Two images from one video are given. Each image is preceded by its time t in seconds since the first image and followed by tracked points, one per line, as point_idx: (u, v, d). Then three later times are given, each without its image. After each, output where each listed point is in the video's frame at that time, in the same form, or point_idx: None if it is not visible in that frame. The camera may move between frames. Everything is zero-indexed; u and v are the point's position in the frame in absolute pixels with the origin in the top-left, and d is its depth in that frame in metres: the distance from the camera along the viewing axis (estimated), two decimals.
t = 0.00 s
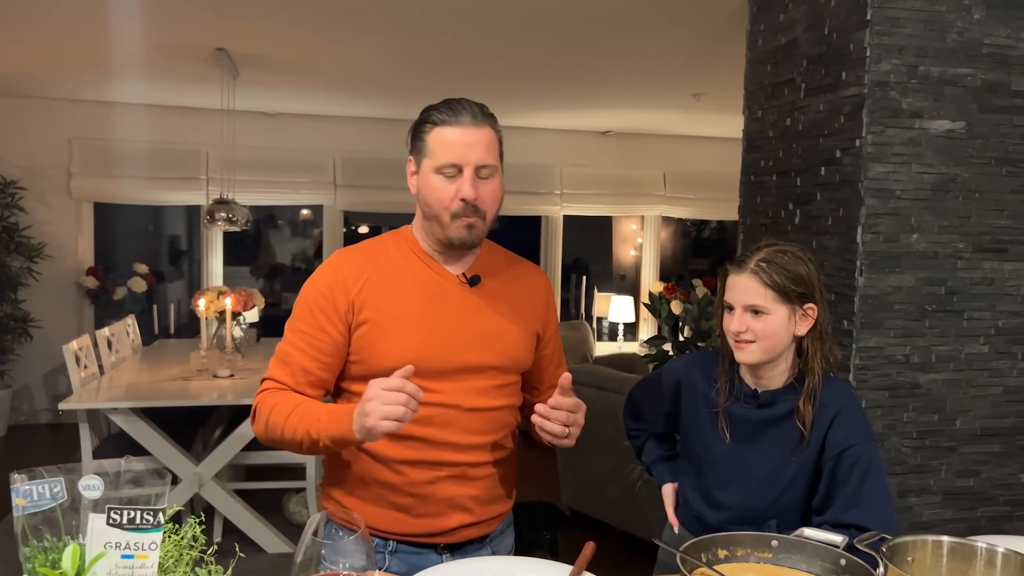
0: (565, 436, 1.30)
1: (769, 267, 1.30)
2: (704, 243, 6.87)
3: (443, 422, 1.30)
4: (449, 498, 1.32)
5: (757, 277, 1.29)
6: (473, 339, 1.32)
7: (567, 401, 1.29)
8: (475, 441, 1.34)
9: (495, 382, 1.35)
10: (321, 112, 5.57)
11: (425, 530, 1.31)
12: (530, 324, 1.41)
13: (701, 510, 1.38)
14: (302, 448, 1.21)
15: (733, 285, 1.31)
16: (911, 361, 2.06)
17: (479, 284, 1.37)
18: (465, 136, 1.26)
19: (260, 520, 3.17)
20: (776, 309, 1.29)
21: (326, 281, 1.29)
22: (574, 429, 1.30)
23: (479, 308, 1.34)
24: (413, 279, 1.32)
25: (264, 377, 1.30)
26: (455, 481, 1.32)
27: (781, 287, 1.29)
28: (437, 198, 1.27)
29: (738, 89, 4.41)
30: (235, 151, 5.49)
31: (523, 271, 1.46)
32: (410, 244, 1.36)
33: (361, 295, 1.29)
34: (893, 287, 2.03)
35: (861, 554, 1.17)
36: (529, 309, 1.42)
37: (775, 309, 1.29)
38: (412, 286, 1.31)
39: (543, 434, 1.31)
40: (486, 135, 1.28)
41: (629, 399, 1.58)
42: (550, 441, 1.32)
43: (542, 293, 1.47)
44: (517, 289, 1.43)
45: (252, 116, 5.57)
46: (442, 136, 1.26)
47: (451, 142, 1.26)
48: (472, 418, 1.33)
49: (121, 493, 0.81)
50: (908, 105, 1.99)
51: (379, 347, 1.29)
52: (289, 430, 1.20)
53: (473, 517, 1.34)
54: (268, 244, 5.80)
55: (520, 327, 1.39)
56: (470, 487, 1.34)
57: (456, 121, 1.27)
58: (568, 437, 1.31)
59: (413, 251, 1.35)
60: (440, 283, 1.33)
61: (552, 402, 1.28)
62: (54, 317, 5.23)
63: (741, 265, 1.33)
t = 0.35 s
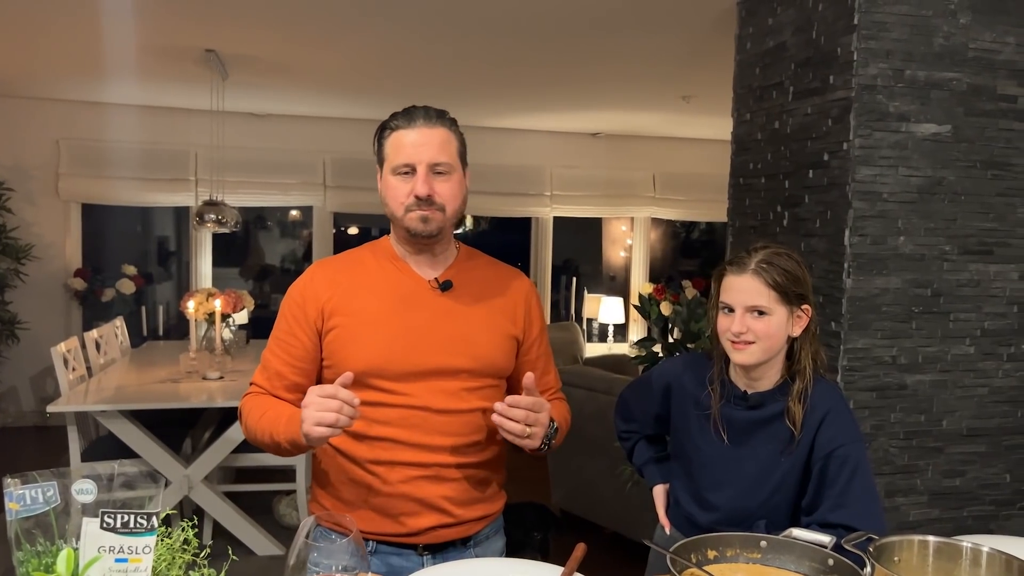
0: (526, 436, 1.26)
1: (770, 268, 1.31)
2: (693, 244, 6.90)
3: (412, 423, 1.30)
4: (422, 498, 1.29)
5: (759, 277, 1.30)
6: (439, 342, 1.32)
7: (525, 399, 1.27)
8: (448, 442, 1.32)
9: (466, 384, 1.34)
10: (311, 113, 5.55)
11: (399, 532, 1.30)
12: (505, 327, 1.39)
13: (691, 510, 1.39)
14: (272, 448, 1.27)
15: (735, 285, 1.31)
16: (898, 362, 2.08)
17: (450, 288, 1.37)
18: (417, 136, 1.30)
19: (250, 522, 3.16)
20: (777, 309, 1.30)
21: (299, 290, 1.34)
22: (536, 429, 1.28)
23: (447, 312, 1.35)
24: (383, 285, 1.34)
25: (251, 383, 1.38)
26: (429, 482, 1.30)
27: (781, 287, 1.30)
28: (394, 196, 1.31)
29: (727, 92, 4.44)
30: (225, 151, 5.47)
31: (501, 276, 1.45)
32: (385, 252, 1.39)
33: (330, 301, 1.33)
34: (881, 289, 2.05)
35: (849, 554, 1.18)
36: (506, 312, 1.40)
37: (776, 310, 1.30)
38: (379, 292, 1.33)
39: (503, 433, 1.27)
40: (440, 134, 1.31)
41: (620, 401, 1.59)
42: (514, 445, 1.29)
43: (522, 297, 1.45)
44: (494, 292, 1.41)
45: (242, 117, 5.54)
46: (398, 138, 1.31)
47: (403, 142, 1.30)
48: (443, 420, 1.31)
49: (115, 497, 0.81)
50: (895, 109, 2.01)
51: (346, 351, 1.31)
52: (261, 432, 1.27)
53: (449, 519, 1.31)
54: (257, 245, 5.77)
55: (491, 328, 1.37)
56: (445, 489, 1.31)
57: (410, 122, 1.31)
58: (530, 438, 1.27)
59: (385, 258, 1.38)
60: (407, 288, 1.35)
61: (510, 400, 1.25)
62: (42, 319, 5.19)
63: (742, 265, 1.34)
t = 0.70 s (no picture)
0: (517, 433, 1.27)
1: (771, 267, 1.32)
2: (689, 245, 6.92)
3: (408, 425, 1.30)
4: (423, 498, 1.30)
5: (760, 276, 1.31)
6: (430, 345, 1.33)
7: (514, 397, 1.28)
8: (446, 442, 1.32)
9: (459, 384, 1.34)
10: (307, 114, 5.54)
11: (400, 533, 1.30)
12: (494, 326, 1.40)
13: (692, 509, 1.40)
14: (272, 459, 1.28)
15: (736, 284, 1.32)
16: (894, 362, 2.10)
17: (438, 292, 1.38)
18: (397, 140, 1.34)
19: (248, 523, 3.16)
20: (777, 308, 1.31)
21: (290, 304, 1.36)
22: (525, 427, 1.29)
23: (437, 315, 1.35)
24: (373, 292, 1.35)
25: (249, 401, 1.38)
26: (429, 482, 1.30)
27: (781, 287, 1.31)
28: (377, 199, 1.34)
29: (723, 93, 4.45)
30: (222, 153, 5.46)
31: (487, 278, 1.46)
32: (372, 260, 1.40)
33: (320, 310, 1.33)
34: (876, 289, 2.06)
35: (848, 552, 1.19)
36: (494, 313, 1.41)
37: (776, 310, 1.31)
38: (368, 298, 1.34)
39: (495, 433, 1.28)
40: (421, 137, 1.35)
41: (620, 401, 1.60)
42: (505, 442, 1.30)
43: (509, 297, 1.46)
44: (481, 293, 1.42)
45: (238, 118, 5.53)
46: (380, 142, 1.35)
47: (384, 146, 1.34)
48: (439, 420, 1.32)
49: (124, 495, 0.82)
50: (891, 111, 2.03)
51: (338, 358, 1.31)
52: (259, 444, 1.28)
53: (449, 517, 1.31)
54: (253, 246, 5.77)
55: (480, 329, 1.38)
56: (444, 488, 1.31)
57: (390, 128, 1.36)
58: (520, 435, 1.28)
59: (373, 266, 1.39)
60: (397, 294, 1.35)
61: (499, 399, 1.26)
62: (37, 320, 5.17)
63: (743, 265, 1.35)
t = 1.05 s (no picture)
0: (532, 416, 1.28)
1: (766, 264, 1.33)
2: (686, 246, 6.94)
3: (408, 421, 1.30)
4: (423, 495, 1.30)
5: (755, 274, 1.32)
6: (430, 341, 1.34)
7: (528, 378, 1.29)
8: (446, 438, 1.32)
9: (458, 380, 1.36)
10: (304, 115, 5.54)
11: (401, 532, 1.29)
12: (489, 323, 1.42)
13: (689, 508, 1.40)
14: (271, 456, 1.24)
15: (731, 281, 1.33)
16: (890, 362, 2.10)
17: (435, 289, 1.39)
18: (394, 137, 1.36)
19: (245, 524, 3.15)
20: (772, 305, 1.32)
21: (287, 302, 1.34)
22: (539, 409, 1.30)
23: (435, 312, 1.37)
24: (371, 289, 1.36)
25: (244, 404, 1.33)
26: (430, 479, 1.31)
27: (776, 284, 1.32)
28: (371, 193, 1.34)
29: (720, 94, 4.46)
30: (219, 154, 5.46)
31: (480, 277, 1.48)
32: (367, 260, 1.41)
33: (319, 308, 1.33)
34: (873, 290, 2.07)
35: (846, 550, 1.20)
36: (489, 310, 1.43)
37: (771, 306, 1.32)
38: (367, 295, 1.35)
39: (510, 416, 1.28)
40: (417, 135, 1.38)
41: (618, 401, 1.61)
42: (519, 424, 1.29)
43: (502, 296, 1.48)
44: (476, 292, 1.44)
45: (236, 120, 5.53)
46: (377, 140, 1.37)
47: (381, 141, 1.36)
48: (439, 415, 1.32)
49: (123, 495, 0.83)
50: (887, 112, 2.04)
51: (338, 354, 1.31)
52: (257, 442, 1.24)
53: (450, 514, 1.32)
54: (250, 246, 5.77)
55: (477, 325, 1.40)
56: (445, 485, 1.31)
57: (387, 126, 1.38)
58: (534, 417, 1.29)
59: (368, 265, 1.39)
60: (394, 291, 1.36)
61: (514, 379, 1.28)
62: (34, 322, 5.16)
63: (738, 262, 1.35)
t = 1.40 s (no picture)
0: (543, 415, 1.29)
1: (757, 272, 1.33)
2: (684, 248, 6.95)
3: (407, 420, 1.30)
4: (422, 496, 1.30)
5: (746, 282, 1.32)
6: (427, 339, 1.34)
7: (541, 379, 1.31)
8: (444, 437, 1.33)
9: (455, 379, 1.36)
10: (302, 117, 5.54)
11: (400, 533, 1.29)
12: (484, 322, 1.43)
13: (689, 510, 1.40)
14: (268, 458, 1.22)
15: (723, 291, 1.33)
16: (888, 364, 2.11)
17: (431, 289, 1.39)
18: (403, 133, 1.38)
19: (244, 525, 3.15)
20: (765, 313, 1.32)
21: (281, 302, 1.33)
22: (548, 408, 1.31)
23: (431, 311, 1.37)
24: (368, 289, 1.35)
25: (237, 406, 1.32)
26: (427, 479, 1.31)
27: (768, 292, 1.32)
28: (377, 184, 1.34)
29: (718, 96, 4.47)
30: (218, 156, 5.46)
31: (473, 278, 1.49)
32: (361, 259, 1.40)
33: (314, 307, 1.32)
34: (871, 292, 2.07)
35: (844, 552, 1.20)
36: (483, 310, 1.44)
37: (764, 313, 1.32)
38: (362, 294, 1.34)
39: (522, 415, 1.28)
40: (423, 135, 1.41)
41: (619, 402, 1.61)
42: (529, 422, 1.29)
43: (495, 297, 1.49)
44: (470, 291, 1.45)
45: (234, 121, 5.53)
46: (384, 136, 1.38)
47: (390, 137, 1.38)
48: (437, 414, 1.32)
49: (122, 497, 0.83)
50: (885, 114, 2.04)
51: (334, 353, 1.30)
52: (253, 443, 1.22)
53: (447, 514, 1.32)
54: (249, 248, 5.76)
55: (472, 324, 1.41)
56: (442, 485, 1.32)
57: (395, 124, 1.41)
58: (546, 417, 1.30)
59: (363, 264, 1.39)
60: (390, 290, 1.36)
61: (528, 378, 1.29)
62: (32, 324, 5.16)
63: (729, 270, 1.35)
